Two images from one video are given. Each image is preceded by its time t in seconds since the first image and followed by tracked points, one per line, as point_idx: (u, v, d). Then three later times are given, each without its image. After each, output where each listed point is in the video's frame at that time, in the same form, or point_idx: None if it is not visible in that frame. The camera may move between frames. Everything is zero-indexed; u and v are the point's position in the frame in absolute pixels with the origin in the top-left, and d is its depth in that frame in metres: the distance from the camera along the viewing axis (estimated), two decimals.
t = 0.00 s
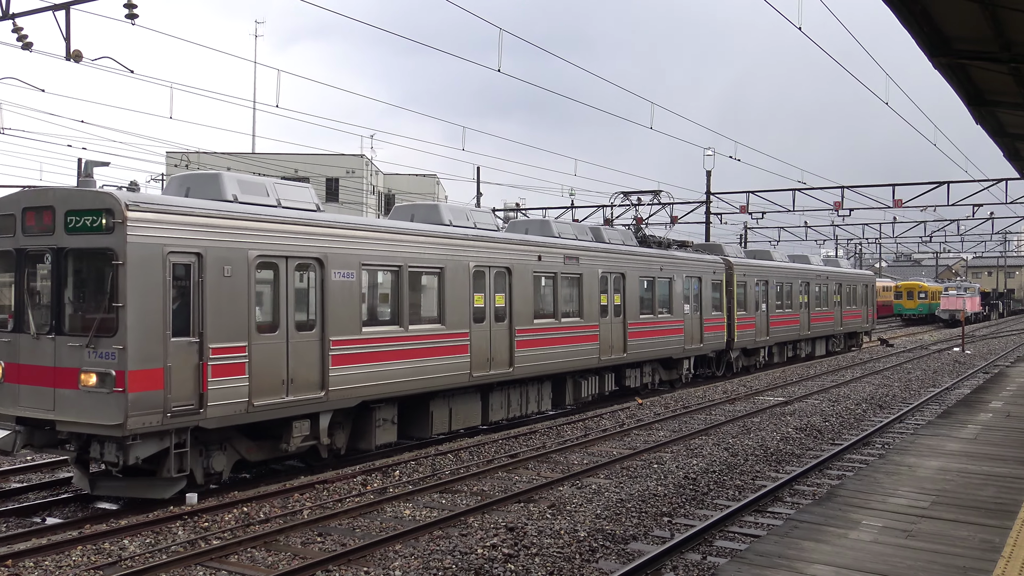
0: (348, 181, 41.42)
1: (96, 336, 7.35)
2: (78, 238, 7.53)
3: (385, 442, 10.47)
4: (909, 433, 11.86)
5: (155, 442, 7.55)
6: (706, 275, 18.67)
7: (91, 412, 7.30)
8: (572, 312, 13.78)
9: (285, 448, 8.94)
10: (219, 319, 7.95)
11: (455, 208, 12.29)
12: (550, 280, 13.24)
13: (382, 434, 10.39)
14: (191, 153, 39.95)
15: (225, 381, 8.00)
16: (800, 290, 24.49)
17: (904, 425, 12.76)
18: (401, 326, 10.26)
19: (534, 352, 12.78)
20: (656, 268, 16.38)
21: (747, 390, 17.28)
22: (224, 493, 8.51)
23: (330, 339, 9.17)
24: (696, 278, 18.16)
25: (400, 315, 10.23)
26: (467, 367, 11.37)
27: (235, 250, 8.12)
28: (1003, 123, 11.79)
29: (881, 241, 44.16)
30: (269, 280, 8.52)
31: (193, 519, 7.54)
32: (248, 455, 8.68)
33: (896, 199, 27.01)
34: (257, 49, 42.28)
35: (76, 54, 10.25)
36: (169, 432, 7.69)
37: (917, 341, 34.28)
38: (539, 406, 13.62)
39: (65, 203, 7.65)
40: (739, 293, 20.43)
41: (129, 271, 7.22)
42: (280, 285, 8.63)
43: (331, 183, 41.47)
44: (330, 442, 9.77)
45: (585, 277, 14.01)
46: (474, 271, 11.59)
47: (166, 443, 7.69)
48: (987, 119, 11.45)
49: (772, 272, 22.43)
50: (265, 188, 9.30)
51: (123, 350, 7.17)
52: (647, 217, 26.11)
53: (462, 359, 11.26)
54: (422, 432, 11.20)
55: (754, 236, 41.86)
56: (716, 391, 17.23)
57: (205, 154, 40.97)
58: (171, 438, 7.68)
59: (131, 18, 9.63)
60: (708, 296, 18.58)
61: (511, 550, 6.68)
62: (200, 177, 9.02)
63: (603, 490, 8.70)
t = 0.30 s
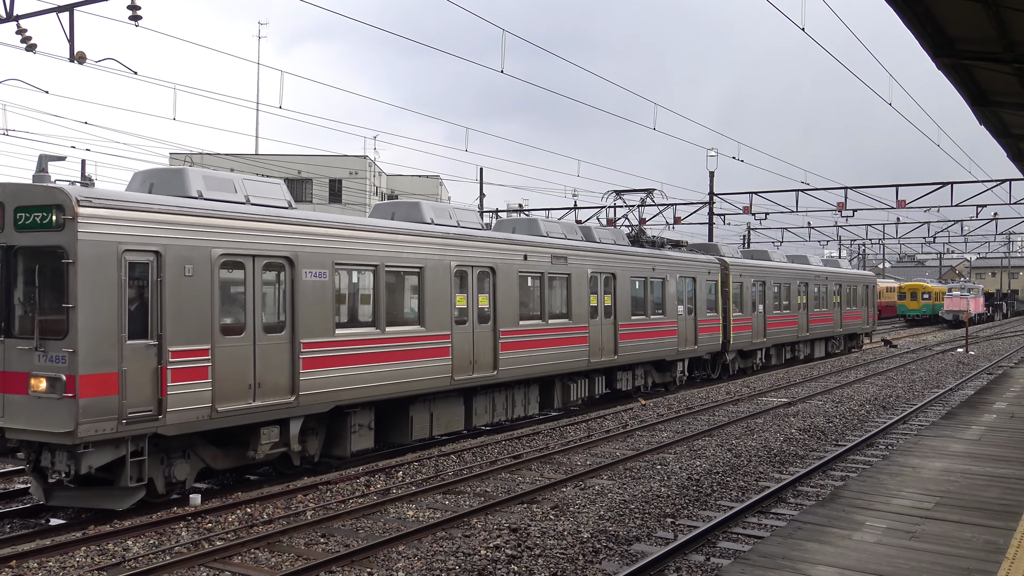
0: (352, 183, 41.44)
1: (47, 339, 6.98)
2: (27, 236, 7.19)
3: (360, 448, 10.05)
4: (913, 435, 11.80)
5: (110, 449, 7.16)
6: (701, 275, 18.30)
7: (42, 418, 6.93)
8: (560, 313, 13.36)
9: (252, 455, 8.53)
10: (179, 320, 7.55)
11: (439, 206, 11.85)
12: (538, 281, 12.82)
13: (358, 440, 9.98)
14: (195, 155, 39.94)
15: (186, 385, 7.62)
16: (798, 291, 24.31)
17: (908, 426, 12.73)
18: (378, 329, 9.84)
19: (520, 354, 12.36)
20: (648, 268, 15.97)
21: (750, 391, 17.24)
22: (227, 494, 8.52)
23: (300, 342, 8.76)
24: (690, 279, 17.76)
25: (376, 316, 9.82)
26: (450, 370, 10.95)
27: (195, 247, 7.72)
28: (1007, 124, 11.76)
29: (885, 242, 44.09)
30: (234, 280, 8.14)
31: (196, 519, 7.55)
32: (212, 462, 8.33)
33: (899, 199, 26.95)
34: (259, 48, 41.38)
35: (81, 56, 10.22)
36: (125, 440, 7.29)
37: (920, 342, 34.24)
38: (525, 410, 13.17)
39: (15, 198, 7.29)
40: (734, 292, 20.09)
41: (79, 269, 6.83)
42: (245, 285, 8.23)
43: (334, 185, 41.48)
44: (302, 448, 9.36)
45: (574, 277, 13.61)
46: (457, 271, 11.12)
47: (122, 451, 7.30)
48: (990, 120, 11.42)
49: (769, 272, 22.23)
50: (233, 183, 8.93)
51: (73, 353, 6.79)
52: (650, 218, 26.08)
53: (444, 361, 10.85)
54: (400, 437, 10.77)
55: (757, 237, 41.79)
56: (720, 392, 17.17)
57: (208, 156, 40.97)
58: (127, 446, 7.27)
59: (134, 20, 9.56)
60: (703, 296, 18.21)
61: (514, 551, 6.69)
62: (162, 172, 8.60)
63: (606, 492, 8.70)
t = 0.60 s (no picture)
0: (353, 184, 41.44)
1: None
2: None
3: (334, 456, 9.65)
4: (916, 436, 11.77)
5: (58, 459, 6.84)
6: (694, 275, 18.05)
7: None
8: (546, 315, 13.09)
9: (215, 463, 8.20)
10: (134, 324, 7.23)
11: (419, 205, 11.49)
12: (522, 281, 12.53)
13: (331, 447, 9.59)
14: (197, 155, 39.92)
15: (144, 391, 7.29)
16: (794, 291, 24.26)
17: (910, 427, 12.71)
18: (351, 331, 9.53)
19: (503, 357, 12.06)
20: (638, 268, 15.68)
21: (753, 392, 17.23)
22: (229, 496, 8.53)
23: (266, 345, 8.43)
24: (681, 279, 17.47)
25: (349, 318, 9.50)
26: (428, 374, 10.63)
27: (152, 247, 7.41)
28: (1010, 124, 11.74)
29: (887, 243, 44.05)
30: (195, 281, 7.82)
31: (198, 520, 7.56)
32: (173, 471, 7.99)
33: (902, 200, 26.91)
34: (262, 49, 41.41)
35: (82, 58, 10.19)
36: (76, 450, 6.95)
37: (923, 342, 34.19)
38: (510, 415, 12.84)
39: None
40: (728, 292, 19.89)
41: (24, 269, 6.52)
42: (207, 286, 7.92)
43: (336, 185, 41.47)
44: (272, 456, 9.00)
45: (560, 277, 13.33)
46: (436, 271, 10.81)
47: (73, 461, 6.96)
48: (993, 120, 11.41)
49: (764, 273, 22.13)
50: (196, 180, 8.59)
51: (16, 358, 6.47)
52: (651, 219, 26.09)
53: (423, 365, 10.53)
54: (376, 444, 10.40)
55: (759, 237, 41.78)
56: (723, 393, 17.16)
57: (210, 157, 40.97)
58: (78, 454, 6.93)
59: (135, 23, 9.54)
60: (695, 296, 17.93)
61: (516, 552, 6.69)
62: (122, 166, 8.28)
63: (608, 492, 8.70)
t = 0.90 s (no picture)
0: (354, 184, 41.41)
1: None
2: None
3: (303, 463, 9.29)
4: (917, 437, 11.77)
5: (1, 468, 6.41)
6: (686, 276, 17.86)
7: None
8: (531, 316, 12.84)
9: (174, 472, 7.79)
10: (83, 326, 6.82)
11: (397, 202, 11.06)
12: (504, 281, 12.19)
13: (300, 454, 9.22)
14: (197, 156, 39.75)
15: (94, 397, 6.89)
16: (790, 293, 24.23)
17: (912, 428, 12.70)
18: (321, 333, 9.15)
19: (484, 359, 11.72)
20: (628, 269, 15.44)
21: (754, 393, 17.22)
22: (230, 496, 8.53)
23: (230, 348, 8.05)
24: (672, 280, 17.28)
25: (319, 319, 9.13)
26: (405, 377, 10.27)
27: (105, 245, 7.01)
28: (1011, 126, 11.73)
29: (887, 244, 44.06)
30: (151, 281, 7.43)
31: (200, 521, 7.57)
32: (132, 480, 7.59)
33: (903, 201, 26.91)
34: (263, 50, 41.36)
35: (84, 58, 10.15)
36: (19, 458, 6.51)
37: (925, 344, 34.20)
38: (492, 419, 12.54)
39: None
40: (721, 293, 19.79)
41: None
42: (164, 285, 7.52)
43: (336, 187, 41.43)
44: (236, 463, 8.60)
45: (545, 277, 13.04)
46: (412, 271, 10.43)
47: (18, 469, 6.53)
48: (994, 121, 11.40)
49: (759, 274, 22.08)
50: (156, 175, 8.23)
51: None
52: (652, 221, 26.08)
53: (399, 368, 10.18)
54: (349, 452, 10.03)
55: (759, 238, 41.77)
56: (724, 394, 17.17)
57: (211, 157, 40.91)
58: (22, 464, 6.51)
59: (137, 23, 9.52)
60: (687, 297, 17.73)
61: (517, 553, 6.69)
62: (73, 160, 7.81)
63: (609, 493, 8.70)
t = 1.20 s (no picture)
0: (354, 186, 41.37)
1: None
2: None
3: (272, 470, 8.93)
4: (918, 438, 11.77)
5: None
6: (676, 276, 17.71)
7: None
8: (513, 317, 12.48)
9: (129, 482, 7.44)
10: (28, 327, 6.45)
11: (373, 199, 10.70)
12: (485, 281, 11.82)
13: (268, 460, 8.85)
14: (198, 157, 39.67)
15: (38, 403, 6.50)
16: (786, 294, 24.17)
17: (913, 429, 12.70)
18: (289, 335, 8.76)
19: (465, 362, 11.34)
20: (617, 269, 15.17)
21: (755, 394, 17.20)
22: (230, 497, 8.53)
23: (188, 350, 7.67)
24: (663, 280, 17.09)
25: (286, 321, 8.74)
26: (379, 381, 9.89)
27: (53, 241, 6.65)
28: (1013, 127, 11.74)
29: (888, 246, 44.05)
30: (104, 281, 7.07)
31: (200, 522, 7.57)
32: (82, 491, 7.26)
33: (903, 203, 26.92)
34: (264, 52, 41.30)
35: (86, 58, 10.14)
36: None
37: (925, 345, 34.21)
38: (474, 424, 12.21)
39: None
40: (713, 293, 19.66)
41: None
42: (117, 285, 7.15)
43: (337, 188, 41.38)
44: (198, 471, 8.25)
45: (528, 278, 12.68)
46: (387, 270, 10.05)
47: None
48: (995, 124, 11.41)
49: (754, 275, 22.04)
50: (112, 169, 7.81)
51: None
52: (652, 222, 26.06)
53: (373, 371, 9.80)
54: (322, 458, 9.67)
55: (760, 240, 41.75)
56: (725, 395, 17.15)
57: (212, 158, 40.84)
58: None
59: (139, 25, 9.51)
60: (678, 298, 17.61)
61: (518, 554, 6.69)
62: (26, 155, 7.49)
63: (610, 495, 8.70)
